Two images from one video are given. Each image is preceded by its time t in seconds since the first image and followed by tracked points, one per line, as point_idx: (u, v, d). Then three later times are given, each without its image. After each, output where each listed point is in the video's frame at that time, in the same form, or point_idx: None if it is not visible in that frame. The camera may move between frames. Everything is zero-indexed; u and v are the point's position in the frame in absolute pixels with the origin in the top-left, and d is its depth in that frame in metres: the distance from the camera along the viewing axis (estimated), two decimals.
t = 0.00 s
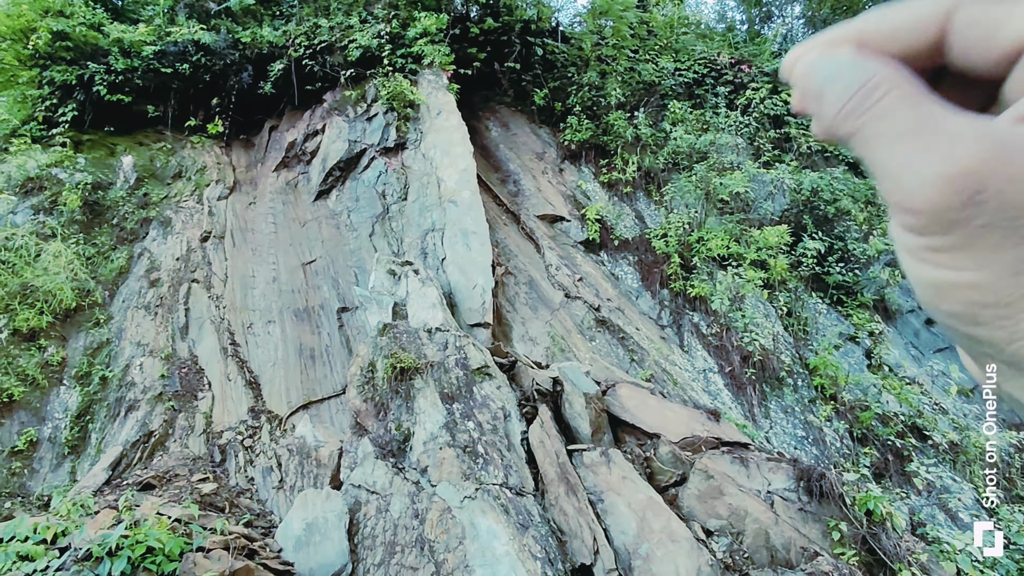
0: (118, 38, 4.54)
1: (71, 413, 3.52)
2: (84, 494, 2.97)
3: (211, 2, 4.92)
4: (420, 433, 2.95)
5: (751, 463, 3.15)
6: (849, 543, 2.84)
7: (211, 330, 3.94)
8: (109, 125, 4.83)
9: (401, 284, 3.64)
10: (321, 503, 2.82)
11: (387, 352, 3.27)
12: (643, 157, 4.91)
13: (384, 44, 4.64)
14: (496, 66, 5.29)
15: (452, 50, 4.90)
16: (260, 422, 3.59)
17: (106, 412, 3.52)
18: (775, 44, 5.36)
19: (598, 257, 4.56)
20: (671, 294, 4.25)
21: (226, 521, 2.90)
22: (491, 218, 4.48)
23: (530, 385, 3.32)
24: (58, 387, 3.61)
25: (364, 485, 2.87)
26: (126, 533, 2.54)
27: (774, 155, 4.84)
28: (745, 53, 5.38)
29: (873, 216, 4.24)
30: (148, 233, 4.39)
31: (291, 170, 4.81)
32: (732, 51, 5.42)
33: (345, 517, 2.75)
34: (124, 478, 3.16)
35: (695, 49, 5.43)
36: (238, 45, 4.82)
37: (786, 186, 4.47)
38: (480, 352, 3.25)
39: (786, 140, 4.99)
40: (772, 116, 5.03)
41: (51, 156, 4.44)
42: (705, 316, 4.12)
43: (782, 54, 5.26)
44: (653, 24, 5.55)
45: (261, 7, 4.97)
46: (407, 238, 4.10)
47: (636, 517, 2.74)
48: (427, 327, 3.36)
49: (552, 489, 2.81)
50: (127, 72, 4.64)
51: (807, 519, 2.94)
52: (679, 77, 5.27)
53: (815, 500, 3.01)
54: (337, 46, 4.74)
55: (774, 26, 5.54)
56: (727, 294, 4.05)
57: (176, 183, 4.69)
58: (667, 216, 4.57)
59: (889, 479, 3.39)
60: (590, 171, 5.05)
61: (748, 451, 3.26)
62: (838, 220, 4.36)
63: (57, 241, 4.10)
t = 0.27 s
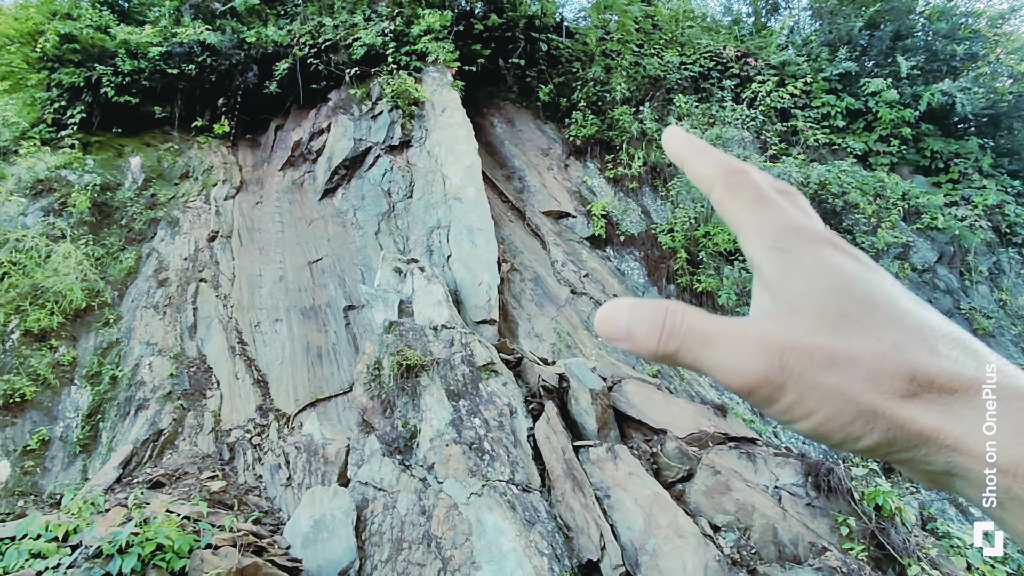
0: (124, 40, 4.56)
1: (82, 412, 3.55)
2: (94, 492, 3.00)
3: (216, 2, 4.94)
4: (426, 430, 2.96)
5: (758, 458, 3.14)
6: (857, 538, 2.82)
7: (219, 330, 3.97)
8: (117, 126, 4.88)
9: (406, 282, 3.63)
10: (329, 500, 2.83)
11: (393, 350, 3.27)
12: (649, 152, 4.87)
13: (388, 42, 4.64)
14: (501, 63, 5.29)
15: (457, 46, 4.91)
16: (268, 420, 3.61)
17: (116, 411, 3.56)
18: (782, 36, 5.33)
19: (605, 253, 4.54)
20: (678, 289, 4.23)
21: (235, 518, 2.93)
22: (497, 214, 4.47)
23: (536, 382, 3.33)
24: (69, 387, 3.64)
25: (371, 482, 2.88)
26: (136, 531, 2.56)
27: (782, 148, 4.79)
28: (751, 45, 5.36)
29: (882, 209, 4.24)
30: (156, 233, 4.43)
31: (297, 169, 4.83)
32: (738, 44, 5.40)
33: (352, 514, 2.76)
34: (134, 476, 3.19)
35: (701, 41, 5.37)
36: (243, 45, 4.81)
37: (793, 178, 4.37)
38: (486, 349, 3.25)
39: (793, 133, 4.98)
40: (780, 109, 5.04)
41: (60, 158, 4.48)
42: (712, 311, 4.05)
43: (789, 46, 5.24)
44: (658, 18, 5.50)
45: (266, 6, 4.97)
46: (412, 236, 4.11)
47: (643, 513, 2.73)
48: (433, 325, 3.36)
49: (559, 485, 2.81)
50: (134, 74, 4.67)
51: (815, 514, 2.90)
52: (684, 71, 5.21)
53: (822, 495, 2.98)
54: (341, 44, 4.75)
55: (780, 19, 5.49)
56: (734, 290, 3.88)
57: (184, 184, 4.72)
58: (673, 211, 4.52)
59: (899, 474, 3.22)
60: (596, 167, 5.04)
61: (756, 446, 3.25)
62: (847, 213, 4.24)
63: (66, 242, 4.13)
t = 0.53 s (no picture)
0: (130, 42, 4.59)
1: (91, 412, 3.56)
2: (103, 491, 3.02)
3: (221, 3, 4.96)
4: (432, 428, 2.96)
5: (764, 455, 3.11)
6: (865, 535, 2.79)
7: (226, 329, 3.99)
8: (124, 128, 4.90)
9: (411, 280, 3.63)
10: (334, 498, 2.84)
11: (398, 348, 3.28)
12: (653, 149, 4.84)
13: (392, 41, 4.64)
14: (505, 61, 5.24)
15: (461, 45, 4.89)
16: (275, 419, 3.63)
17: (124, 410, 3.58)
18: (789, 31, 5.27)
19: (609, 251, 4.53)
20: (683, 287, 4.23)
21: (242, 516, 2.94)
22: (502, 212, 4.47)
23: (541, 379, 3.32)
24: (78, 387, 3.65)
25: (377, 480, 2.88)
26: (143, 529, 2.57)
27: (788, 143, 4.75)
28: (756, 40, 5.28)
29: (888, 203, 4.26)
30: (163, 234, 4.45)
31: (303, 169, 4.85)
32: (743, 39, 5.35)
33: (358, 511, 2.77)
34: (143, 475, 3.22)
35: (706, 37, 5.36)
36: (248, 45, 4.84)
37: (799, 174, 4.35)
38: (490, 347, 3.25)
39: (800, 128, 4.92)
40: (785, 105, 4.98)
41: (69, 160, 4.51)
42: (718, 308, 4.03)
43: (795, 41, 5.18)
44: (663, 14, 5.46)
45: (270, 7, 4.99)
46: (417, 235, 4.11)
47: (648, 510, 2.72)
48: (438, 323, 3.35)
49: (564, 483, 2.81)
50: (140, 75, 4.70)
51: (822, 512, 2.88)
52: (689, 66, 5.20)
53: (829, 492, 2.96)
54: (346, 44, 4.76)
55: (786, 13, 5.46)
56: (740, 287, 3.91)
57: (190, 184, 4.74)
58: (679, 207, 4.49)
59: (907, 471, 3.24)
60: (601, 164, 5.01)
61: (762, 443, 3.22)
62: (853, 208, 4.26)
63: (75, 243, 4.16)
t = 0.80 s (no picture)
0: (134, 41, 4.62)
1: (96, 410, 3.59)
2: (108, 489, 3.04)
3: (224, 3, 4.98)
4: (434, 426, 2.96)
5: (767, 453, 3.04)
6: (868, 533, 2.79)
7: (229, 328, 4.01)
8: (128, 128, 4.92)
9: (414, 278, 3.63)
10: (337, 496, 2.84)
11: (400, 347, 3.28)
12: (656, 146, 4.80)
13: (394, 39, 4.64)
14: (507, 58, 5.22)
15: (462, 43, 4.86)
16: (278, 417, 3.63)
17: (129, 408, 3.60)
18: (792, 27, 5.26)
19: (612, 248, 4.52)
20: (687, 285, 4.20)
21: (245, 514, 2.95)
22: (504, 210, 4.46)
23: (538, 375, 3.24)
24: (83, 385, 3.68)
25: (379, 478, 2.88)
26: (146, 526, 2.57)
27: (791, 140, 4.76)
28: (760, 36, 5.29)
29: (894, 200, 4.27)
30: (167, 233, 4.48)
31: (306, 168, 4.86)
32: (747, 35, 5.33)
33: (360, 509, 2.77)
34: (147, 473, 3.23)
35: (709, 33, 5.34)
36: (251, 45, 4.86)
37: (803, 171, 4.36)
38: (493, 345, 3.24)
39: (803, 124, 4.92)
40: (789, 100, 4.99)
41: (73, 160, 4.53)
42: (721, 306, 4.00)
43: (799, 37, 5.17)
44: (667, 10, 5.44)
45: (273, 6, 5.01)
46: (419, 233, 4.10)
47: (650, 508, 2.71)
48: (439, 321, 3.35)
49: (566, 481, 2.80)
50: (144, 75, 4.72)
51: (825, 510, 2.87)
52: (692, 63, 5.18)
53: (832, 490, 2.93)
54: (348, 42, 4.76)
55: (790, 9, 5.44)
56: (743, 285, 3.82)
57: (194, 183, 4.76)
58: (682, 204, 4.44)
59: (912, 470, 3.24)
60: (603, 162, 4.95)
61: (764, 440, 3.13)
62: (858, 205, 4.29)
63: (79, 242, 4.18)
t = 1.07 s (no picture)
0: (135, 39, 4.61)
1: (96, 407, 3.60)
2: (107, 486, 3.04)
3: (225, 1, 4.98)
4: (433, 424, 2.95)
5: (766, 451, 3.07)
6: (868, 532, 2.78)
7: (230, 325, 4.01)
8: (129, 126, 4.95)
9: (414, 276, 3.62)
10: (336, 494, 2.84)
11: (400, 345, 3.27)
12: (657, 143, 4.81)
13: (395, 37, 4.61)
14: (508, 56, 5.20)
15: (463, 41, 4.84)
16: (278, 415, 3.63)
17: (129, 405, 3.60)
18: (794, 24, 5.24)
19: (613, 246, 4.48)
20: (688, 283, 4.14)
21: (244, 512, 2.95)
22: (505, 208, 4.45)
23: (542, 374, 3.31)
24: (84, 382, 3.70)
25: (378, 476, 2.88)
26: (145, 524, 2.57)
27: (792, 137, 4.75)
28: (763, 34, 5.28)
29: (895, 198, 4.25)
30: (168, 231, 4.48)
31: (307, 166, 4.86)
32: (749, 33, 5.32)
33: (359, 507, 2.76)
34: (147, 470, 3.23)
35: (712, 31, 5.31)
36: (252, 43, 4.84)
37: (804, 169, 4.37)
38: (492, 343, 3.24)
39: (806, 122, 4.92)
40: (791, 98, 4.98)
41: (74, 157, 4.53)
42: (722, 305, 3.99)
43: (801, 34, 5.17)
44: (668, 8, 5.47)
45: (274, 4, 5.00)
46: (420, 231, 4.09)
47: (650, 506, 2.70)
48: (439, 319, 3.34)
49: (565, 479, 2.80)
50: (145, 73, 4.72)
51: (825, 509, 2.88)
52: (694, 61, 5.15)
53: (832, 488, 2.95)
54: (349, 40, 4.73)
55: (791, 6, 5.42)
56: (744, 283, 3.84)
57: (195, 182, 4.78)
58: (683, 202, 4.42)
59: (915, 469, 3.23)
60: (604, 159, 4.95)
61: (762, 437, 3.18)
62: (859, 203, 4.27)
63: (80, 240, 4.18)
